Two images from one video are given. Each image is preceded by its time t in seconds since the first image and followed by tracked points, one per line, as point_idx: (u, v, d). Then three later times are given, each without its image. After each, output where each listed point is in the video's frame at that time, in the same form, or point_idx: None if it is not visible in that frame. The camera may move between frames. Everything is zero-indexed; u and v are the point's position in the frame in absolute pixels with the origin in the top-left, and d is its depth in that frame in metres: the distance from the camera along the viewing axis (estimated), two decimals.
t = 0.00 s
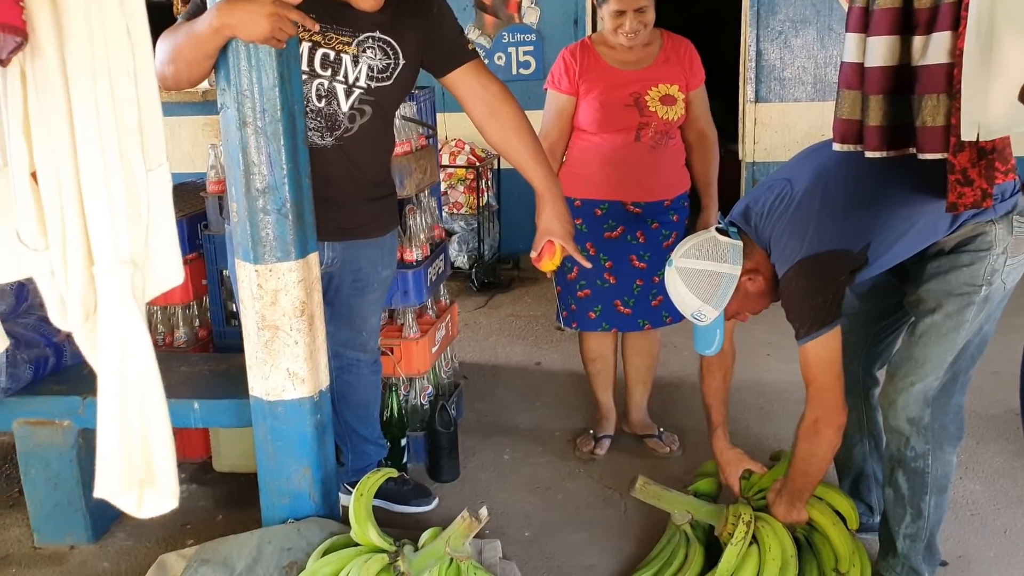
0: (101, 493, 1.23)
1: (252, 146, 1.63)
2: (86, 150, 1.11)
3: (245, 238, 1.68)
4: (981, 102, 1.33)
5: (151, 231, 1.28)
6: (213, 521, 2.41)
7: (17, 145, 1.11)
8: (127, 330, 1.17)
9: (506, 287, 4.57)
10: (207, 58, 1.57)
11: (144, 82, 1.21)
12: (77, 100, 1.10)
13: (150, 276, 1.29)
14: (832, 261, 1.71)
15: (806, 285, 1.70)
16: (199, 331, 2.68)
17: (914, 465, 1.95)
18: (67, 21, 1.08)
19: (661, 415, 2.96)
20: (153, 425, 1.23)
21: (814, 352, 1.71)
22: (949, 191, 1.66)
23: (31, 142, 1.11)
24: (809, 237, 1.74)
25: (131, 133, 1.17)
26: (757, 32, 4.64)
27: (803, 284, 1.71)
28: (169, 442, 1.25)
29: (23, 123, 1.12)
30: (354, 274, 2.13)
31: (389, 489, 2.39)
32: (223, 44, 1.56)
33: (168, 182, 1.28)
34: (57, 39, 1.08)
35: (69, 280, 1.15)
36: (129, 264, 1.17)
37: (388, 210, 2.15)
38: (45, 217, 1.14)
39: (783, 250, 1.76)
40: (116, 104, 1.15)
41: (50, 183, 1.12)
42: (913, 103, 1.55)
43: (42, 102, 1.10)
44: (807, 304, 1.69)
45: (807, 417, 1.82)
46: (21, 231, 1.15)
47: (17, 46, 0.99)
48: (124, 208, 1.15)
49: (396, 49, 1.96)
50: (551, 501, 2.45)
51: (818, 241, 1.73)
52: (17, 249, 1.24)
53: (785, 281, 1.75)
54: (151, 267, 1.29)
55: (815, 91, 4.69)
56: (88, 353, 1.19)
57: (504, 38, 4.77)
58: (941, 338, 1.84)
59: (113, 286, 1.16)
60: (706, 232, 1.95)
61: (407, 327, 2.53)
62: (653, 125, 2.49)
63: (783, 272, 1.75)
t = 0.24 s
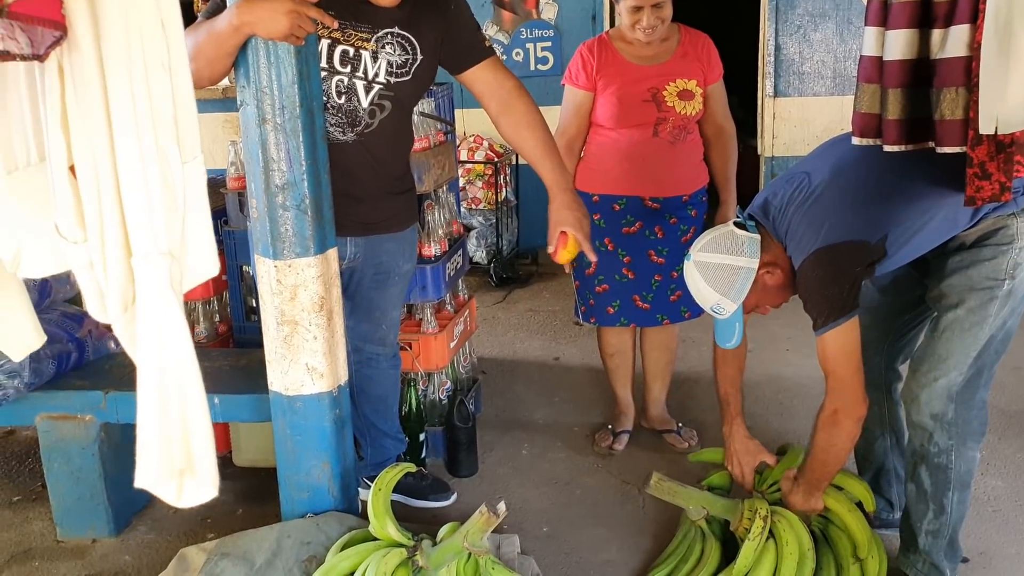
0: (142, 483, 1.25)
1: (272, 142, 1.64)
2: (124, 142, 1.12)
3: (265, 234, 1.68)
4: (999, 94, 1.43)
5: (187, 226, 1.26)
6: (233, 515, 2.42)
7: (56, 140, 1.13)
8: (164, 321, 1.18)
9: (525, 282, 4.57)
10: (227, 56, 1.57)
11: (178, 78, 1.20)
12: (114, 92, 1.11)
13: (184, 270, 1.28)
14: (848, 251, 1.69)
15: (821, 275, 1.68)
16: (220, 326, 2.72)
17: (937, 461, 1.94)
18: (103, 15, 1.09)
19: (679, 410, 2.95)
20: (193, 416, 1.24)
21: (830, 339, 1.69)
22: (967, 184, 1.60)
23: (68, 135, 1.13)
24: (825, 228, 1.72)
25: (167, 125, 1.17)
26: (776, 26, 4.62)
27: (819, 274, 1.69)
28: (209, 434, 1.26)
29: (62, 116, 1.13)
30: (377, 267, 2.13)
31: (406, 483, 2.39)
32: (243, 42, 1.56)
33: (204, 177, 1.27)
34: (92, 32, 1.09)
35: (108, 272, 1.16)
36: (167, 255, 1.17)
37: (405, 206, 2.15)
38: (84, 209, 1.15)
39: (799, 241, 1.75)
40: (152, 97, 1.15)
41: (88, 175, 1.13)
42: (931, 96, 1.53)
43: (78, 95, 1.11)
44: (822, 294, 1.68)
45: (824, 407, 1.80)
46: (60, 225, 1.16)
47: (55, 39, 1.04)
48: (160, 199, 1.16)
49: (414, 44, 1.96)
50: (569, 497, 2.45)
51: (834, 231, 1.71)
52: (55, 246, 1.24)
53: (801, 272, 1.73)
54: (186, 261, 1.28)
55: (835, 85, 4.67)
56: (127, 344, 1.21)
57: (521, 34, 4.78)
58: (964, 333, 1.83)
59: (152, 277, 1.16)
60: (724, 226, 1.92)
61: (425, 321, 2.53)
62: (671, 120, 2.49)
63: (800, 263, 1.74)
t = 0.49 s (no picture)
0: (163, 481, 1.26)
1: (274, 141, 1.64)
2: (140, 141, 1.13)
3: (268, 233, 1.68)
4: (997, 85, 1.42)
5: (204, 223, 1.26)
6: (238, 513, 2.43)
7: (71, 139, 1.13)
8: (181, 320, 1.19)
9: (529, 279, 4.57)
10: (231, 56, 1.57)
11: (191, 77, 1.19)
12: (130, 93, 1.11)
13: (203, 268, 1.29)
14: (847, 236, 1.69)
15: (819, 261, 1.68)
16: (224, 325, 2.71)
17: (940, 454, 1.94)
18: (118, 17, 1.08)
19: (683, 407, 2.95)
20: (211, 414, 1.25)
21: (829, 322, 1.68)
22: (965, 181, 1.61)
23: (86, 135, 1.12)
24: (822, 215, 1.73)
25: (182, 127, 1.17)
26: (780, 23, 4.64)
27: (818, 259, 1.69)
28: (228, 430, 1.27)
29: (77, 117, 1.13)
30: (383, 263, 2.12)
31: (411, 481, 2.39)
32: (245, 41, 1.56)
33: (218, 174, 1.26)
34: (107, 35, 1.09)
35: (125, 269, 1.18)
36: (183, 253, 1.19)
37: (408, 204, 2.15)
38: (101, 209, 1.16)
39: (797, 227, 1.76)
40: (167, 98, 1.15)
41: (103, 177, 1.14)
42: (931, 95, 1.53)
43: (94, 97, 1.11)
44: (820, 280, 1.67)
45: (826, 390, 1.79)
46: (77, 224, 1.17)
47: (69, 39, 1.04)
48: (177, 198, 1.17)
49: (417, 39, 1.96)
50: (573, 495, 2.45)
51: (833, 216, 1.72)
52: (69, 244, 1.25)
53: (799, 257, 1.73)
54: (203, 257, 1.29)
55: (838, 82, 4.67)
56: (144, 342, 1.21)
57: (525, 32, 4.78)
58: (965, 327, 1.83)
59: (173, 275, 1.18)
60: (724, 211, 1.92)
61: (429, 319, 2.53)
62: (673, 119, 2.48)
63: (797, 248, 1.74)
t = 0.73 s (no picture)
0: (173, 480, 1.30)
1: (279, 142, 1.64)
2: (150, 148, 1.14)
3: (272, 234, 1.69)
4: (998, 86, 1.39)
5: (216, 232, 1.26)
6: (242, 513, 2.43)
7: (83, 143, 1.13)
8: (192, 322, 1.20)
9: (533, 279, 4.57)
10: (237, 57, 1.57)
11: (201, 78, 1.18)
12: (141, 98, 1.11)
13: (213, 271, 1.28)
14: (862, 226, 1.70)
15: (830, 246, 1.69)
16: (229, 326, 2.71)
17: (942, 441, 1.93)
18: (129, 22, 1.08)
19: (686, 408, 2.95)
20: (222, 414, 1.27)
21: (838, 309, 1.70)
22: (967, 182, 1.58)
23: (98, 141, 1.13)
24: (840, 203, 1.73)
25: (192, 131, 1.18)
26: (784, 23, 4.67)
27: (830, 244, 1.70)
28: (239, 430, 1.29)
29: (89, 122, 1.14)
30: (393, 258, 2.12)
31: (415, 482, 2.40)
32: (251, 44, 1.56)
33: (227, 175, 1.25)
34: (119, 39, 1.09)
35: (137, 271, 1.19)
36: (194, 255, 1.20)
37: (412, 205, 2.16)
38: (112, 211, 1.16)
39: (811, 211, 1.76)
40: (178, 103, 1.15)
41: (116, 181, 1.14)
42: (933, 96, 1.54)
43: (105, 102, 1.11)
44: (831, 265, 1.69)
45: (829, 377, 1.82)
46: (89, 226, 1.17)
47: (81, 44, 1.04)
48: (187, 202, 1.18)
49: (425, 32, 2.00)
50: (576, 495, 2.45)
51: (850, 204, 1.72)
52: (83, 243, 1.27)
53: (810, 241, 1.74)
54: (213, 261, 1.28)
55: (842, 83, 4.70)
56: (155, 342, 1.23)
57: (529, 33, 4.79)
58: (970, 314, 1.82)
59: (182, 276, 1.19)
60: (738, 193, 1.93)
61: (433, 320, 2.53)
62: (677, 119, 2.48)
63: (809, 234, 1.75)
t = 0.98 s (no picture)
0: (157, 482, 1.30)
1: (277, 144, 1.64)
2: (139, 152, 1.14)
3: (270, 236, 1.69)
4: (996, 87, 1.40)
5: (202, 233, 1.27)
6: (239, 515, 2.43)
7: (71, 148, 1.14)
8: (176, 324, 1.21)
9: (531, 282, 4.58)
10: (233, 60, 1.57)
11: (190, 85, 1.20)
12: (129, 101, 1.12)
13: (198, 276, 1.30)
14: (877, 228, 1.73)
15: (844, 248, 1.73)
16: (226, 327, 2.73)
17: (945, 444, 1.94)
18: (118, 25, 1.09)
19: (684, 410, 2.96)
20: (204, 416, 1.27)
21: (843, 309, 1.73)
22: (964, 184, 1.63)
23: (86, 144, 1.13)
24: (858, 204, 1.76)
25: (179, 134, 1.18)
26: (781, 26, 4.70)
27: (844, 247, 1.74)
28: (222, 435, 1.30)
29: (78, 124, 1.14)
30: (397, 254, 2.12)
31: (411, 485, 2.41)
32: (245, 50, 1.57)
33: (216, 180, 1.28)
34: (107, 42, 1.10)
35: (123, 273, 1.18)
36: (179, 258, 1.20)
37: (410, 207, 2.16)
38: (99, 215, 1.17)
39: (827, 213, 1.80)
40: (165, 105, 1.16)
41: (104, 186, 1.15)
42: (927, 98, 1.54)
43: (93, 104, 1.11)
44: (843, 266, 1.72)
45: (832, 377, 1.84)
46: (77, 229, 1.17)
47: (71, 48, 1.05)
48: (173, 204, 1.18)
49: (426, 21, 2.01)
50: (574, 497, 2.46)
51: (867, 204, 1.76)
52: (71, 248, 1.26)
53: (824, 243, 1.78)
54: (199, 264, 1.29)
55: (840, 85, 4.74)
56: (140, 347, 1.23)
57: (527, 35, 4.80)
58: (973, 323, 1.84)
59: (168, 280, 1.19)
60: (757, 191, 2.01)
61: (431, 321, 2.53)
62: (674, 122, 2.48)
63: (825, 235, 1.79)
